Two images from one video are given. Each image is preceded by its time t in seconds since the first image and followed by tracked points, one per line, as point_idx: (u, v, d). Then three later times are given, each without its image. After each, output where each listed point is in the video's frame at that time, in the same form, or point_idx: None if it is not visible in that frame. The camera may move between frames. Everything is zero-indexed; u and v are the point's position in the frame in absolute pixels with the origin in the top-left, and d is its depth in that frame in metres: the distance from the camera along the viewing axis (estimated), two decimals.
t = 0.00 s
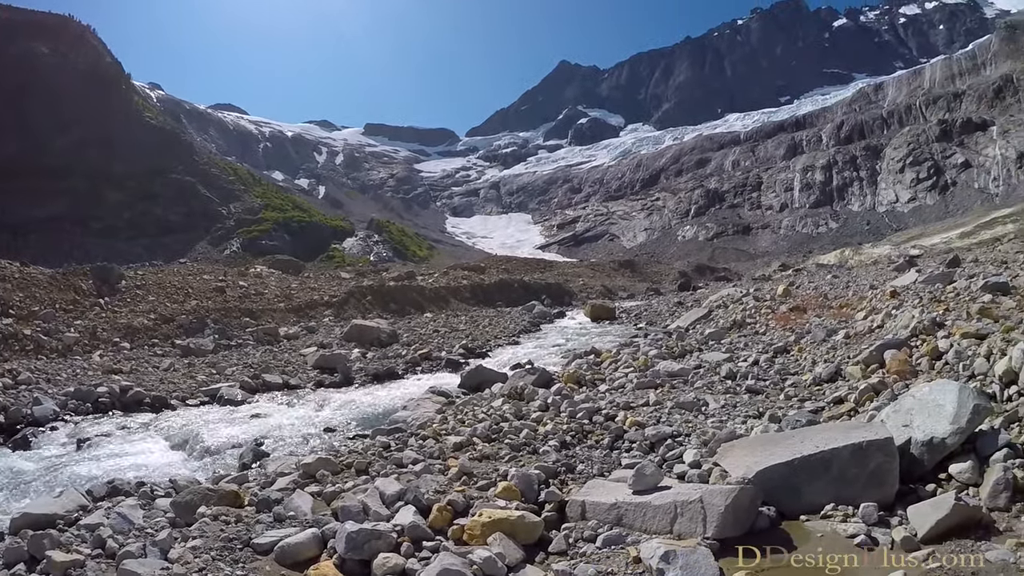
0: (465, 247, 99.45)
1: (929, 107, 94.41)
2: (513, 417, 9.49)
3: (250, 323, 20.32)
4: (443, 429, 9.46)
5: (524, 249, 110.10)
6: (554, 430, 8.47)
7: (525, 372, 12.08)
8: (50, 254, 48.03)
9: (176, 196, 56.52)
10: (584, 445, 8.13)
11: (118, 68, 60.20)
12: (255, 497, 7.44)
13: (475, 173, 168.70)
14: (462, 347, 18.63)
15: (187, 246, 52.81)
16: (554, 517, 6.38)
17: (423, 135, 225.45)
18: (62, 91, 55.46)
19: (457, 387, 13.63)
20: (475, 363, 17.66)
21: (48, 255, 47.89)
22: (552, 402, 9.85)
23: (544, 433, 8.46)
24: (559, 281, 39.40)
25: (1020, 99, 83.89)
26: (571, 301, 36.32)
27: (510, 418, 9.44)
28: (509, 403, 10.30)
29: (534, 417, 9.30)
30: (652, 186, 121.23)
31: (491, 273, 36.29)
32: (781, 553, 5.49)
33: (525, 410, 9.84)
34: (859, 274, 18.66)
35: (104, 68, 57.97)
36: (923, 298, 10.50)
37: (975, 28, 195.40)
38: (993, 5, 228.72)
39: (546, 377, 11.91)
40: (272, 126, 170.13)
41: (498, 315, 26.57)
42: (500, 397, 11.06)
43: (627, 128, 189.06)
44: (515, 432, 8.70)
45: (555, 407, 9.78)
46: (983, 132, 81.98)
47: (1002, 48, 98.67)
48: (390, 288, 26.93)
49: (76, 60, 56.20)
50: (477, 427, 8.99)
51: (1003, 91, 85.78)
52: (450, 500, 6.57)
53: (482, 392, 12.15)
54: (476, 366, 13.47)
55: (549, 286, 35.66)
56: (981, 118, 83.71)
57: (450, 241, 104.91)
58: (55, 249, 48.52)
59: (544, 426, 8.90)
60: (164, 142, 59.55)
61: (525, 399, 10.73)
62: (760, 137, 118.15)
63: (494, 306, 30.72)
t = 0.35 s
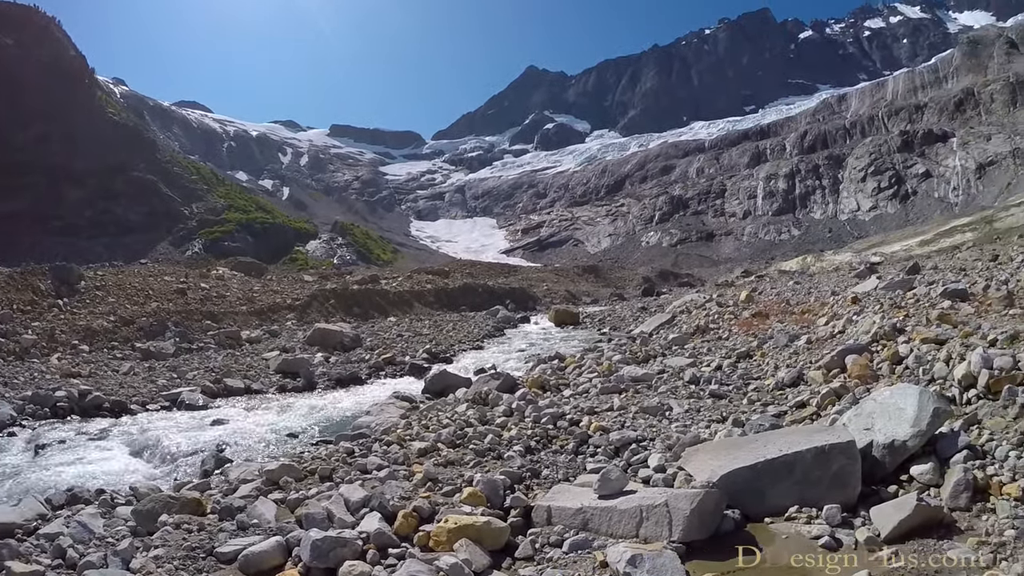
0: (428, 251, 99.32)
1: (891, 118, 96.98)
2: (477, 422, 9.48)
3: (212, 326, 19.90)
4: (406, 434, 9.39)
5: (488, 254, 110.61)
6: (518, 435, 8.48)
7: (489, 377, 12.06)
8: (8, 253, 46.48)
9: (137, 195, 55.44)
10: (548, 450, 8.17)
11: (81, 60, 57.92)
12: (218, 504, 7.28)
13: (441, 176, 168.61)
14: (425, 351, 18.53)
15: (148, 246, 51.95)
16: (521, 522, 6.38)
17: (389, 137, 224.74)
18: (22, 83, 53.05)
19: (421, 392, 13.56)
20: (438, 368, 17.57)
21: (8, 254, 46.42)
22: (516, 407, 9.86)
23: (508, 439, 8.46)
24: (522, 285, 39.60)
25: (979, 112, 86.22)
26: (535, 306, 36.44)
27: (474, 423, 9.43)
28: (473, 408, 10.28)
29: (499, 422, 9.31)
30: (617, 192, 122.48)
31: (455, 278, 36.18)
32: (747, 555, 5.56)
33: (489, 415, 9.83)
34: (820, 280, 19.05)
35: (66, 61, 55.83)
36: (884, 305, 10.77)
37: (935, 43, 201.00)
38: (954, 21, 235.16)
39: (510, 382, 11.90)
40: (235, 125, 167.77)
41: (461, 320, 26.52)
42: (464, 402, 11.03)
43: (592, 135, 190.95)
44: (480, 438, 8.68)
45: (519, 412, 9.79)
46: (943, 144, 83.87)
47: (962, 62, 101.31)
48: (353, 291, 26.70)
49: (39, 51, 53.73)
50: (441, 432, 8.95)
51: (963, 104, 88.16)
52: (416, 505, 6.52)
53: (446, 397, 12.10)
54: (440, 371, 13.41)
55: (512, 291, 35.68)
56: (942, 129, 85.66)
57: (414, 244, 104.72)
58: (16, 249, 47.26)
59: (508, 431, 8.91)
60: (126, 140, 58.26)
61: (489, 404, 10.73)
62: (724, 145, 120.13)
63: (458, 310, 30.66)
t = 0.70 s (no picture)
0: (393, 263, 99.94)
1: (854, 136, 99.43)
2: (443, 436, 9.40)
3: (174, 336, 19.50)
4: (371, 449, 9.27)
5: (454, 267, 112.06)
6: (485, 450, 8.45)
7: (455, 392, 11.96)
8: None
9: (100, 200, 54.40)
10: (515, 465, 8.13)
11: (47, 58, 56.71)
12: (180, 520, 7.11)
13: (408, 188, 168.91)
14: (391, 365, 18.28)
15: (110, 253, 51.36)
16: (489, 538, 6.33)
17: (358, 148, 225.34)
18: None
19: (386, 406, 13.39)
20: (404, 382, 17.39)
21: None
22: (483, 422, 9.81)
23: (475, 454, 8.41)
24: (487, 299, 39.67)
25: (940, 130, 87.93)
26: (500, 320, 36.43)
27: (440, 438, 9.35)
28: (439, 423, 10.21)
29: (465, 437, 9.26)
30: (584, 207, 123.57)
31: (421, 291, 36.04)
32: (715, 566, 5.59)
33: (456, 429, 9.76)
34: (783, 295, 19.28)
35: (32, 60, 54.66)
36: (846, 318, 10.96)
37: (897, 63, 206.42)
38: (917, 42, 241.65)
39: (476, 397, 11.81)
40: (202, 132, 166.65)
41: (427, 333, 26.37)
42: (430, 417, 10.94)
43: (559, 149, 193.41)
44: (447, 452, 8.62)
45: (486, 427, 9.73)
46: (905, 161, 85.81)
47: (924, 81, 103.77)
48: (317, 303, 26.42)
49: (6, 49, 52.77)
50: (407, 446, 8.86)
51: (924, 123, 90.46)
52: (381, 521, 6.44)
53: (412, 412, 11.97)
54: (405, 385, 13.28)
55: (478, 305, 35.62)
56: (904, 147, 87.71)
57: (379, 256, 105.14)
58: None
59: (475, 446, 8.85)
60: (91, 142, 56.95)
61: (455, 418, 10.65)
62: (690, 162, 122.08)
63: (424, 324, 30.50)
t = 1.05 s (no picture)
0: (363, 275, 100.78)
1: (824, 152, 101.51)
2: (413, 450, 9.32)
3: (141, 346, 19.14)
4: (341, 463, 9.15)
5: (424, 279, 114.08)
6: (456, 463, 8.39)
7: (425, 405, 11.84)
8: None
9: (67, 204, 53.39)
10: (486, 479, 8.09)
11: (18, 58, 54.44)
12: (146, 534, 6.94)
13: (380, 199, 169.27)
14: (361, 378, 18.00)
15: (77, 260, 50.07)
16: (460, 553, 6.28)
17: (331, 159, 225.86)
18: None
19: (356, 419, 13.24)
20: (374, 395, 16.99)
21: None
22: (454, 435, 9.74)
23: (445, 467, 8.35)
24: (458, 311, 39.74)
25: (908, 147, 89.66)
26: (471, 332, 36.37)
27: (410, 452, 9.27)
28: (409, 436, 10.11)
29: (436, 450, 9.19)
30: (556, 220, 124.56)
31: (391, 303, 35.99)
32: None
33: (427, 443, 9.69)
34: (753, 309, 19.44)
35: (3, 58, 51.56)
36: (816, 331, 11.08)
37: (866, 81, 211.01)
38: (885, 61, 247.26)
39: (447, 410, 11.72)
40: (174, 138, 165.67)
41: (397, 345, 26.25)
42: (399, 430, 10.83)
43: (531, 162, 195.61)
44: (417, 466, 8.54)
45: (456, 440, 9.68)
46: (873, 177, 87.50)
47: (893, 99, 105.93)
48: (287, 314, 26.19)
49: None
50: (378, 460, 8.76)
51: (893, 140, 92.36)
52: (352, 537, 6.36)
53: (382, 425, 11.84)
54: (376, 397, 13.15)
55: (449, 317, 35.54)
56: (873, 163, 89.44)
57: (349, 268, 106.00)
58: None
59: (446, 459, 8.78)
60: (59, 144, 55.75)
61: (426, 432, 10.57)
62: (661, 176, 123.94)
63: (394, 336, 30.35)
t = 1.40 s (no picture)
0: (335, 281, 101.01)
1: (795, 164, 103.43)
2: (384, 459, 9.25)
3: (109, 350, 18.79)
4: (311, 471, 9.02)
5: (396, 287, 115.22)
6: (427, 472, 8.34)
7: (396, 413, 11.74)
8: None
9: (35, 203, 52.33)
10: (458, 488, 8.06)
11: None
12: (111, 544, 6.79)
13: (353, 205, 169.17)
14: (331, 386, 17.73)
15: (44, 259, 48.99)
16: (431, 563, 6.24)
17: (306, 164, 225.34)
18: None
19: (326, 427, 13.09)
20: (345, 402, 16.79)
21: None
22: (425, 443, 9.70)
23: (416, 476, 8.30)
24: (429, 319, 39.78)
25: (878, 160, 91.86)
26: (442, 340, 36.29)
27: (381, 460, 9.20)
28: (380, 445, 10.04)
29: (406, 459, 9.14)
30: (528, 229, 125.38)
31: (362, 310, 35.86)
32: None
33: (397, 451, 9.63)
34: (723, 318, 19.63)
35: None
36: (787, 341, 11.23)
37: (838, 95, 214.99)
38: (857, 75, 252.45)
39: (418, 418, 11.63)
40: (146, 139, 163.91)
41: (368, 353, 26.08)
42: (369, 439, 10.75)
43: (505, 171, 197.15)
44: (387, 475, 8.47)
45: (427, 449, 9.63)
46: (844, 189, 89.11)
47: (864, 113, 108.24)
48: (257, 320, 25.94)
49: None
50: (348, 469, 8.68)
51: (864, 153, 94.11)
52: (321, 546, 6.30)
53: (352, 433, 11.73)
54: (346, 406, 13.03)
55: (420, 324, 35.44)
56: (843, 176, 91.17)
57: (320, 274, 106.13)
58: None
59: (417, 468, 8.73)
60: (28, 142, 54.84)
61: (397, 440, 10.50)
62: (634, 186, 125.48)
63: (365, 343, 30.17)
